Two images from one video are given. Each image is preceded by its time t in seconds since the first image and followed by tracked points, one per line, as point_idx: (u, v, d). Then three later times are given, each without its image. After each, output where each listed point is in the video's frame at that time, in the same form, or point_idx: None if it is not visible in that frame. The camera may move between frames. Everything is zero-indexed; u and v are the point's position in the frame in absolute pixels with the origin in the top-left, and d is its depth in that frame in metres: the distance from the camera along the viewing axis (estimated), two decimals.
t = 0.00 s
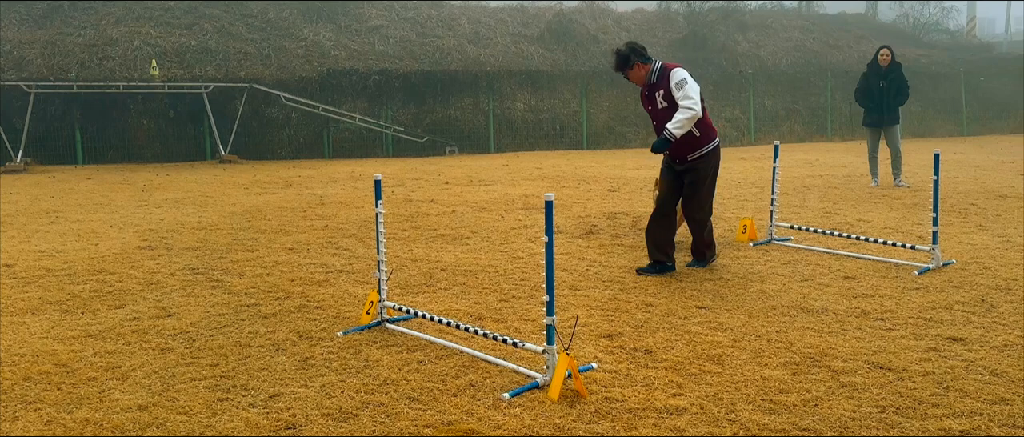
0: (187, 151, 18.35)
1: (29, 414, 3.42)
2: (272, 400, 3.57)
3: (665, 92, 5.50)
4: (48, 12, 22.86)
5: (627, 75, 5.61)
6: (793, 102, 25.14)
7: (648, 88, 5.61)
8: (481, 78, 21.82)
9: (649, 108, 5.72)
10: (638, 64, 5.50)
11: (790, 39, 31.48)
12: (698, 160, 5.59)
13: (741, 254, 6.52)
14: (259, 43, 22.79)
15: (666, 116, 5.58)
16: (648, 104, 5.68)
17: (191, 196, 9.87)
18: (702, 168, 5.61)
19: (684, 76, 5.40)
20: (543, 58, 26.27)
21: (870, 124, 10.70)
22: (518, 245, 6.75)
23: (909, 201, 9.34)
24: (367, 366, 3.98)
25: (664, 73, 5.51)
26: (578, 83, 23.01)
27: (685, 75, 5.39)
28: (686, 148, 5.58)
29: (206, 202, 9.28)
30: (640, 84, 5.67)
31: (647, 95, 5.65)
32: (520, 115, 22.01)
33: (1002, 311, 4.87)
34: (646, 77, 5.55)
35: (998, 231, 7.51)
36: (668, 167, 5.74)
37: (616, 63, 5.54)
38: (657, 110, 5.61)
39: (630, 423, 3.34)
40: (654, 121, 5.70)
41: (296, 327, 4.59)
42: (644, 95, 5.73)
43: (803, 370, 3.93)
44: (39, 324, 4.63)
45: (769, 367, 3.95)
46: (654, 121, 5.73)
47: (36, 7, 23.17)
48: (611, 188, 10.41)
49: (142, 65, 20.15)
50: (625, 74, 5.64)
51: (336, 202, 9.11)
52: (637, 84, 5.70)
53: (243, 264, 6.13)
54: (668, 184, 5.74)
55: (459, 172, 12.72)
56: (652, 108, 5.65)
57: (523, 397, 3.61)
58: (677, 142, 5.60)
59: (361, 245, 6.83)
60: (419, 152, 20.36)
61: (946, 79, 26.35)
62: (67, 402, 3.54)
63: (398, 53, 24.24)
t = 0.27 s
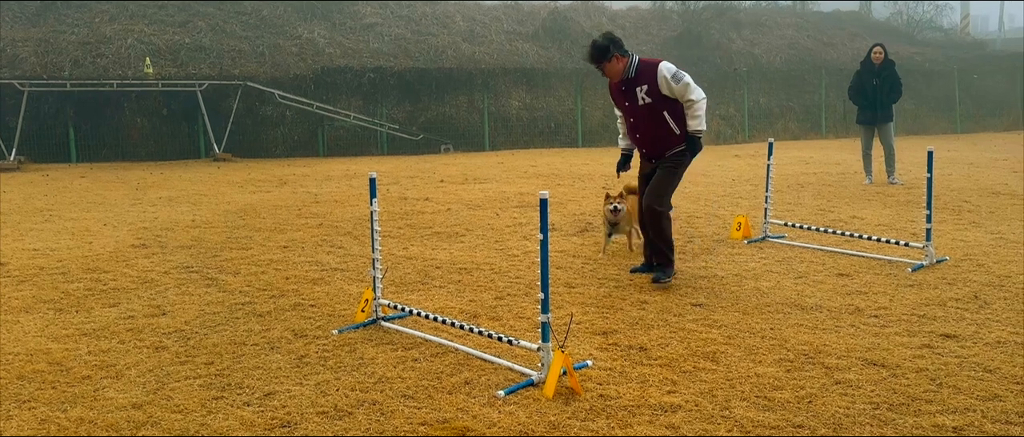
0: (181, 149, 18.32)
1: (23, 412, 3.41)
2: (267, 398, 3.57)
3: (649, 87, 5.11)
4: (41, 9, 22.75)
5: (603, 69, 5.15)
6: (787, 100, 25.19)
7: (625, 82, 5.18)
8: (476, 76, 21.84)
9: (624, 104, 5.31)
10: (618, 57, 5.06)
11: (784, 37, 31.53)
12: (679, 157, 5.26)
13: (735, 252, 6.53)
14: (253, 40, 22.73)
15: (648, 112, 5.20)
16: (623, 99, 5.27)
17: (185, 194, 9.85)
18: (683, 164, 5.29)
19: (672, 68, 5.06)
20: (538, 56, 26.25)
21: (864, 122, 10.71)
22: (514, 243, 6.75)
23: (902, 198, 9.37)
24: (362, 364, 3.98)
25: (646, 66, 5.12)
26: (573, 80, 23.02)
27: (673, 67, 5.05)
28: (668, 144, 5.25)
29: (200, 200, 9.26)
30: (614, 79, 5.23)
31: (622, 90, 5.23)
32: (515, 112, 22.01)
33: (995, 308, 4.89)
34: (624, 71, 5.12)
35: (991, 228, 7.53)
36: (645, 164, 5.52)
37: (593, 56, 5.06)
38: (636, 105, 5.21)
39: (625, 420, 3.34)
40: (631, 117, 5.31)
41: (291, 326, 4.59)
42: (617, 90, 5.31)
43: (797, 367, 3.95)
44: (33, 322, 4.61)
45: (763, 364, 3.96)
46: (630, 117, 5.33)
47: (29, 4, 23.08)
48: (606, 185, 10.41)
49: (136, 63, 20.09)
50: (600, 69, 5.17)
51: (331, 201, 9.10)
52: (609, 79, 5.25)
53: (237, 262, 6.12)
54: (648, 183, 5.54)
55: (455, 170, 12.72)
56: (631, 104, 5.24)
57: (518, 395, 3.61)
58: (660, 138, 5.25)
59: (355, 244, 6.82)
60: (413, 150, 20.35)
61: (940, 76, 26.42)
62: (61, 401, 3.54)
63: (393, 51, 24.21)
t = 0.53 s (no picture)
0: (179, 147, 18.30)
1: (21, 410, 3.41)
2: (265, 395, 3.58)
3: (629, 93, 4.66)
4: (37, 7, 22.69)
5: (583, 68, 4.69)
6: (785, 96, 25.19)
7: (605, 84, 4.72)
8: (474, 73, 21.82)
9: (603, 108, 4.86)
10: (600, 57, 4.59)
11: (782, 33, 31.52)
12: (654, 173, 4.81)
13: (733, 249, 6.53)
14: (250, 37, 22.69)
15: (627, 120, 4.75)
16: (602, 103, 4.82)
17: (183, 191, 9.84)
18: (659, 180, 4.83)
19: (658, 76, 4.60)
20: (535, 52, 26.22)
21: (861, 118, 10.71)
22: (511, 240, 6.75)
23: (900, 195, 9.38)
24: (361, 361, 3.98)
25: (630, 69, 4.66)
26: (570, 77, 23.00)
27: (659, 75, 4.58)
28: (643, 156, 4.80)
29: (198, 197, 9.25)
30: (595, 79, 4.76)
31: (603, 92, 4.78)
32: (513, 109, 22.00)
33: (992, 304, 4.90)
34: (606, 74, 4.66)
35: (988, 225, 7.55)
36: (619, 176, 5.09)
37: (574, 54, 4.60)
38: (617, 111, 4.77)
39: (623, 417, 3.35)
40: (608, 123, 4.87)
41: (288, 323, 4.59)
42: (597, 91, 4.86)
43: (796, 363, 3.95)
44: (31, 320, 4.61)
45: (760, 360, 3.96)
46: (607, 123, 4.89)
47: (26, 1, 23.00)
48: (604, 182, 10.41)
49: (133, 61, 20.05)
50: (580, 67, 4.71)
51: (329, 198, 9.09)
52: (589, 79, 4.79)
53: (235, 259, 6.12)
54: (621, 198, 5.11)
55: (452, 167, 12.71)
56: (610, 109, 4.79)
57: (516, 392, 3.61)
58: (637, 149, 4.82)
59: (353, 241, 6.82)
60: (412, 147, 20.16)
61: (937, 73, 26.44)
62: (59, 398, 3.53)
63: (391, 47, 24.18)
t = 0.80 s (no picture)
0: (179, 143, 18.29)
1: (22, 406, 3.41)
2: (266, 391, 3.58)
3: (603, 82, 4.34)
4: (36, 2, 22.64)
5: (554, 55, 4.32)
6: (785, 92, 25.18)
7: (578, 74, 4.39)
8: (474, 69, 21.81)
9: (571, 101, 4.50)
10: (574, 44, 4.26)
11: (782, 29, 31.49)
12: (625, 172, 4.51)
13: (733, 244, 6.53)
14: (250, 33, 22.66)
15: (598, 113, 4.41)
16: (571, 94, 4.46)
17: (183, 187, 9.84)
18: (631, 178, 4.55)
19: (631, 66, 4.33)
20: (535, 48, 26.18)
21: (861, 114, 10.70)
22: (511, 237, 6.75)
23: (899, 190, 9.38)
24: (361, 357, 3.98)
25: (604, 59, 4.35)
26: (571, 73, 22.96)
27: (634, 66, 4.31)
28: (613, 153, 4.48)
29: (198, 193, 9.25)
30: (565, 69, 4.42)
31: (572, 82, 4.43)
32: (513, 105, 21.98)
33: (992, 300, 4.91)
34: (580, 62, 4.32)
35: (989, 220, 7.54)
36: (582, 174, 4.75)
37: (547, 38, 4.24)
38: (587, 103, 4.42)
39: (623, 412, 3.36)
40: (576, 117, 4.51)
41: (289, 319, 4.59)
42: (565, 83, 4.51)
43: (796, 358, 3.96)
44: (32, 316, 4.61)
45: (760, 356, 3.97)
46: (573, 116, 4.53)
47: None
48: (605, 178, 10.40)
49: (132, 57, 20.02)
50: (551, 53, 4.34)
51: (329, 194, 9.09)
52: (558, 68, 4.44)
53: (235, 255, 6.12)
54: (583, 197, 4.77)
55: (452, 163, 12.71)
56: (580, 100, 4.44)
57: (516, 387, 3.62)
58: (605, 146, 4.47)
59: (353, 237, 6.82)
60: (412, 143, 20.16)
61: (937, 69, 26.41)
62: (60, 394, 3.54)
63: (391, 43, 24.14)
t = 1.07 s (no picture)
0: (180, 138, 18.27)
1: (23, 401, 3.42)
2: (267, 386, 3.59)
3: (601, 80, 4.19)
4: None
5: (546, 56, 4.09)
6: (786, 87, 25.15)
7: (570, 72, 4.20)
8: (474, 64, 21.82)
9: (561, 101, 4.27)
10: (569, 41, 4.07)
11: (783, 24, 31.43)
12: (621, 167, 4.40)
13: (733, 239, 6.53)
14: (250, 28, 22.63)
15: (594, 112, 4.26)
16: (562, 94, 4.25)
17: (183, 183, 9.84)
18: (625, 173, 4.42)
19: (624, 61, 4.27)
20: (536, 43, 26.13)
21: (862, 109, 10.68)
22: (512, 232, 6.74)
23: (900, 185, 9.38)
24: (362, 352, 3.99)
25: (596, 54, 4.21)
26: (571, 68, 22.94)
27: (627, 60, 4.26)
28: (610, 149, 4.35)
29: (199, 189, 9.25)
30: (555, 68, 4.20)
31: (564, 82, 4.23)
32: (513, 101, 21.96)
33: (992, 294, 4.91)
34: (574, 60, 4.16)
35: (989, 215, 7.55)
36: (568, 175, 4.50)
37: (543, 37, 4.01)
38: (582, 104, 4.24)
39: (623, 406, 3.36)
40: (567, 118, 4.30)
41: (290, 314, 4.60)
42: (550, 83, 4.29)
43: (797, 353, 3.97)
44: (34, 311, 4.62)
45: (761, 351, 3.98)
46: (563, 117, 4.31)
47: None
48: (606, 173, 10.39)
49: (133, 52, 19.98)
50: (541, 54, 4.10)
51: (329, 189, 9.09)
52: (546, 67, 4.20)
53: (236, 251, 6.13)
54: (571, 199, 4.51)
55: (453, 158, 12.70)
56: (574, 100, 4.24)
57: (517, 382, 3.63)
58: (603, 144, 4.32)
59: (354, 232, 6.82)
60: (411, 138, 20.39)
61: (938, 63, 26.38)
62: (62, 389, 3.55)
63: (391, 39, 24.11)
